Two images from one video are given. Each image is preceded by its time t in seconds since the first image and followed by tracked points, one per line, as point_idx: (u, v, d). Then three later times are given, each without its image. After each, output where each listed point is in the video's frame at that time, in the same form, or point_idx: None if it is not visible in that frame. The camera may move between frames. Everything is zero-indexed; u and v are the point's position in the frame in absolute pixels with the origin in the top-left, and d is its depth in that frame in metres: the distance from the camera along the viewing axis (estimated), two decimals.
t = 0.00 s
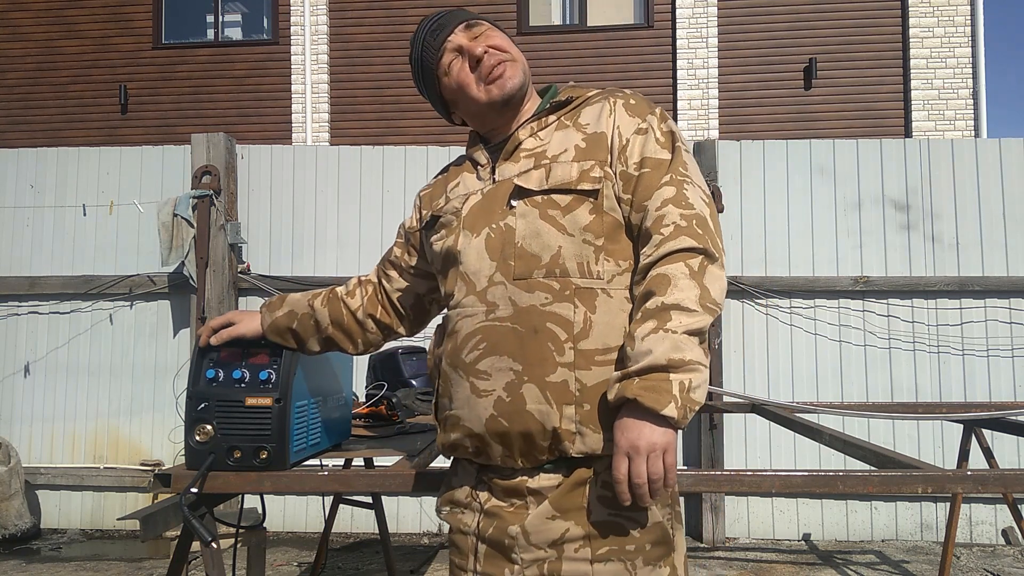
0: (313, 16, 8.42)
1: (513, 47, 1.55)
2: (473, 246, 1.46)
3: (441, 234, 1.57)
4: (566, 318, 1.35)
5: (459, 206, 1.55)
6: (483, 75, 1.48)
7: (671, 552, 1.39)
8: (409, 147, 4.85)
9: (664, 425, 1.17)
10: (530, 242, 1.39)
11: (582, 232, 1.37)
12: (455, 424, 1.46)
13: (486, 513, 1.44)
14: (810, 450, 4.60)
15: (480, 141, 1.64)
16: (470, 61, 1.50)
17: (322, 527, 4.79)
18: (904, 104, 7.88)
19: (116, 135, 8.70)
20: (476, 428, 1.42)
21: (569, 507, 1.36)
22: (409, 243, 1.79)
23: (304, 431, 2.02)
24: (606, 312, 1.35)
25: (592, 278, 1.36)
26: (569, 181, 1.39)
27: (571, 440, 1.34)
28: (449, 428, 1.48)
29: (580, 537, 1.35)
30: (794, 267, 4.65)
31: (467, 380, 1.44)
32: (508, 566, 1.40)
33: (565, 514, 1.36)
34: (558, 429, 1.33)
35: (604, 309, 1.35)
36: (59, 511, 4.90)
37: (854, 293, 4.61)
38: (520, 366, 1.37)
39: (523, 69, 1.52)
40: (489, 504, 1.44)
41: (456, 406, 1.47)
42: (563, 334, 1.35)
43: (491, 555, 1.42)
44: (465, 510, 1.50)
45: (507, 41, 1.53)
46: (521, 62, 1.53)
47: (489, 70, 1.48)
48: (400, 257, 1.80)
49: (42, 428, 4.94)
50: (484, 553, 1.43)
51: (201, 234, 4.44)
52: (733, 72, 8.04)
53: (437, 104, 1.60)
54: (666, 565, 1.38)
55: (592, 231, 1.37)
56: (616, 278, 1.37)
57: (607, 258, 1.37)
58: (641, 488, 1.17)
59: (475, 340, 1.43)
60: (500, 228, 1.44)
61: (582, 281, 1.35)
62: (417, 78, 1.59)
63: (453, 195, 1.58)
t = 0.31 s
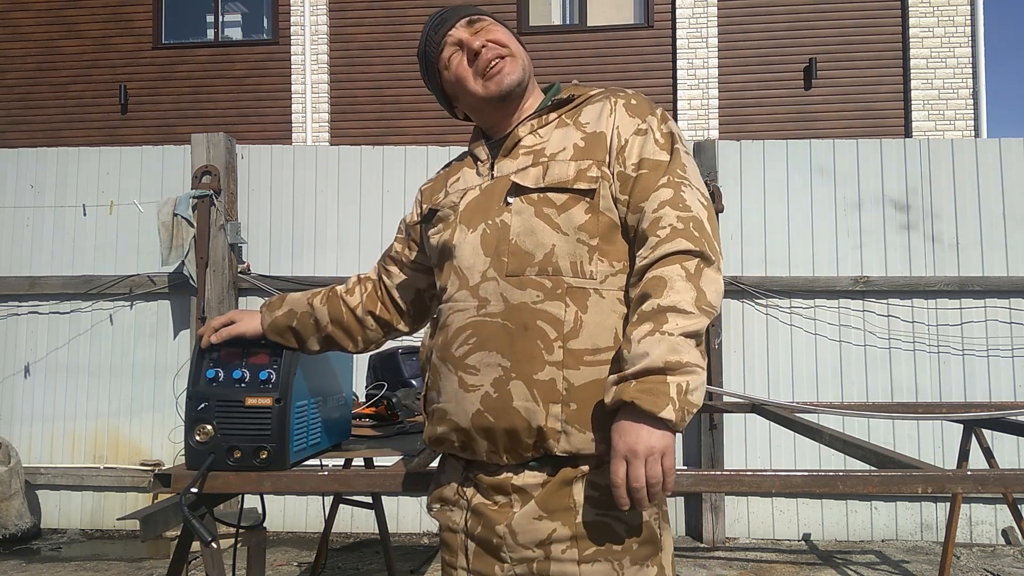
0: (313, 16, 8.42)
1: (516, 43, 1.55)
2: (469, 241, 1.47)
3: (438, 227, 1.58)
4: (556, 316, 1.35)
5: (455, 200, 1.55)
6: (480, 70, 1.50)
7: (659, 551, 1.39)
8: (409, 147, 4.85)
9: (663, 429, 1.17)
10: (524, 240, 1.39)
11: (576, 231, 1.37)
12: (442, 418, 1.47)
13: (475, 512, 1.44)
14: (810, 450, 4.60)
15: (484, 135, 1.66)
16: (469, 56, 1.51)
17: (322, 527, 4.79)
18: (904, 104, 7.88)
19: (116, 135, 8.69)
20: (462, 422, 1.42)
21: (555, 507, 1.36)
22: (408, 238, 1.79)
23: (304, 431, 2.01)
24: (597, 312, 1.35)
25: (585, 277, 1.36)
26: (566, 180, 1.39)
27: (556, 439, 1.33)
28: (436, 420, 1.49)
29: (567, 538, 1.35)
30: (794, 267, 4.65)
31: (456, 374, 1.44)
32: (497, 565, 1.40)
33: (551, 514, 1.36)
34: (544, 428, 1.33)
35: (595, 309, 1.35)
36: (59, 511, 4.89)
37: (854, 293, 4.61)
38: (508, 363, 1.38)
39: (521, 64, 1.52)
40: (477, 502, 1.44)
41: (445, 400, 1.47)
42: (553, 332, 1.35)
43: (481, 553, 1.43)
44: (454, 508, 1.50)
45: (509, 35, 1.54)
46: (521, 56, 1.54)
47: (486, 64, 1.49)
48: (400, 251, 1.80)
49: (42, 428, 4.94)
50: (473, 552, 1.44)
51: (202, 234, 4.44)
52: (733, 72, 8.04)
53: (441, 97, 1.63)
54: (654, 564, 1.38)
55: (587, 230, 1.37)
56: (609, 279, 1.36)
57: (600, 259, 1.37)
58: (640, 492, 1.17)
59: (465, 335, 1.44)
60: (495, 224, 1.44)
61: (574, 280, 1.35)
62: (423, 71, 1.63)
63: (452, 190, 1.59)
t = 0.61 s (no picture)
0: (313, 16, 8.42)
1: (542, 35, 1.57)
2: (466, 235, 1.48)
3: (438, 220, 1.60)
4: (541, 319, 1.35)
5: (457, 194, 1.58)
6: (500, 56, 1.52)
7: (642, 557, 1.39)
8: (409, 147, 4.85)
9: (657, 450, 1.16)
10: (518, 239, 1.40)
11: (570, 235, 1.37)
12: (424, 410, 1.50)
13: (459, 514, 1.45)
14: (810, 450, 4.60)
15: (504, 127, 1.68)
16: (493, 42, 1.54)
17: (322, 527, 4.79)
18: (904, 104, 7.88)
19: (116, 135, 8.69)
20: (442, 416, 1.45)
21: (533, 512, 1.36)
22: (414, 228, 1.80)
23: (304, 431, 2.01)
24: (584, 318, 1.34)
25: (574, 283, 1.35)
26: (566, 182, 1.39)
27: (530, 442, 1.34)
28: (419, 413, 1.52)
29: (545, 544, 1.35)
30: (794, 267, 4.65)
31: (438, 368, 1.47)
32: (480, 566, 1.42)
33: (529, 519, 1.36)
34: (519, 430, 1.34)
35: (582, 315, 1.34)
36: (59, 511, 4.90)
37: (854, 293, 4.61)
38: (488, 361, 1.39)
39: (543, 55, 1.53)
40: (460, 503, 1.46)
41: (427, 393, 1.50)
42: (535, 334, 1.35)
43: (465, 555, 1.45)
44: (441, 508, 1.52)
45: (535, 28, 1.55)
46: (543, 50, 1.54)
47: (505, 51, 1.52)
48: (404, 241, 1.81)
49: (42, 428, 4.94)
50: (458, 553, 1.46)
51: (201, 234, 4.44)
52: (732, 72, 8.04)
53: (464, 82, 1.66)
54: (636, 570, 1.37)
55: (581, 236, 1.36)
56: (598, 286, 1.36)
57: (591, 266, 1.36)
58: (634, 513, 1.16)
59: (450, 330, 1.46)
60: (492, 221, 1.45)
61: (562, 284, 1.35)
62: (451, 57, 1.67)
63: (456, 183, 1.61)
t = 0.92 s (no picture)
0: (313, 16, 8.42)
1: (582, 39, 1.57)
2: (467, 234, 1.48)
3: (442, 214, 1.59)
4: (535, 327, 1.35)
5: (460, 188, 1.57)
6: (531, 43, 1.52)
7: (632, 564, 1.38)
8: (409, 147, 4.85)
9: (643, 474, 1.17)
10: (518, 243, 1.40)
11: (570, 244, 1.37)
12: (415, 408, 1.51)
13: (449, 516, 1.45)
14: (810, 450, 4.61)
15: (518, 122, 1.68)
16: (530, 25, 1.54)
17: (322, 527, 4.79)
18: (904, 104, 7.88)
19: (116, 135, 8.69)
20: (430, 416, 1.46)
21: (521, 516, 1.37)
22: (422, 221, 1.78)
23: (304, 430, 2.01)
24: (578, 329, 1.34)
25: (570, 293, 1.36)
26: (572, 190, 1.38)
27: (518, 450, 1.35)
28: (410, 412, 1.53)
29: (533, 548, 1.36)
30: (794, 267, 4.65)
31: (431, 367, 1.48)
32: (469, 569, 1.42)
33: (517, 523, 1.37)
34: (506, 438, 1.35)
35: (576, 326, 1.34)
36: (59, 511, 4.90)
37: (854, 293, 4.61)
38: (478, 366, 1.40)
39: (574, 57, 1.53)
40: (449, 505, 1.46)
41: (419, 393, 1.51)
42: (528, 342, 1.36)
43: (454, 557, 1.44)
44: (431, 509, 1.52)
45: (577, 27, 1.55)
46: (577, 51, 1.54)
47: (539, 37, 1.52)
48: (413, 236, 1.80)
49: (42, 428, 4.94)
50: (448, 555, 1.46)
51: (201, 234, 4.44)
52: (732, 73, 8.04)
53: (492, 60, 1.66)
54: None
55: (581, 246, 1.36)
56: (594, 297, 1.36)
57: (589, 277, 1.36)
58: (613, 535, 1.17)
59: (443, 330, 1.47)
60: (494, 221, 1.45)
61: (559, 293, 1.36)
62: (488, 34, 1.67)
63: (461, 177, 1.61)
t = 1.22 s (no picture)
0: (313, 16, 8.42)
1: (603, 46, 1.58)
2: (474, 239, 1.47)
3: (447, 217, 1.58)
4: (545, 334, 1.36)
5: (467, 191, 1.56)
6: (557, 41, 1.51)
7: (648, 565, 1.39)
8: (409, 148, 4.85)
9: (675, 484, 1.17)
10: (525, 249, 1.40)
11: (579, 250, 1.37)
12: (428, 415, 1.52)
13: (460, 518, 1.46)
14: (810, 450, 4.60)
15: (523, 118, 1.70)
16: (557, 21, 1.53)
17: (322, 527, 4.79)
18: (904, 104, 7.88)
19: (116, 135, 8.69)
20: (443, 423, 1.47)
21: (536, 517, 1.37)
22: (424, 220, 1.76)
23: (304, 431, 2.01)
24: (587, 334, 1.35)
25: (579, 298, 1.36)
26: (580, 196, 1.38)
27: (532, 457, 1.36)
28: (422, 420, 1.54)
29: (547, 549, 1.37)
30: (794, 267, 4.65)
31: (441, 373, 1.49)
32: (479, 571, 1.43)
33: (531, 524, 1.37)
34: (520, 446, 1.36)
35: (586, 331, 1.35)
36: (59, 511, 4.89)
37: (854, 293, 4.61)
38: (489, 373, 1.40)
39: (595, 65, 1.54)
40: (463, 508, 1.46)
41: (431, 399, 1.51)
42: (538, 349, 1.36)
43: (464, 560, 1.45)
44: (443, 513, 1.53)
45: (600, 34, 1.56)
46: (598, 59, 1.54)
47: (565, 37, 1.51)
48: (417, 234, 1.77)
49: (42, 428, 4.94)
50: (458, 557, 1.46)
51: (201, 234, 4.44)
52: (732, 73, 8.04)
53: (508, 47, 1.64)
54: None
55: (589, 252, 1.37)
56: (604, 302, 1.37)
57: (598, 282, 1.37)
58: (648, 548, 1.17)
59: (453, 337, 1.47)
60: (500, 226, 1.44)
61: (568, 299, 1.36)
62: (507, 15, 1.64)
63: (466, 179, 1.59)
